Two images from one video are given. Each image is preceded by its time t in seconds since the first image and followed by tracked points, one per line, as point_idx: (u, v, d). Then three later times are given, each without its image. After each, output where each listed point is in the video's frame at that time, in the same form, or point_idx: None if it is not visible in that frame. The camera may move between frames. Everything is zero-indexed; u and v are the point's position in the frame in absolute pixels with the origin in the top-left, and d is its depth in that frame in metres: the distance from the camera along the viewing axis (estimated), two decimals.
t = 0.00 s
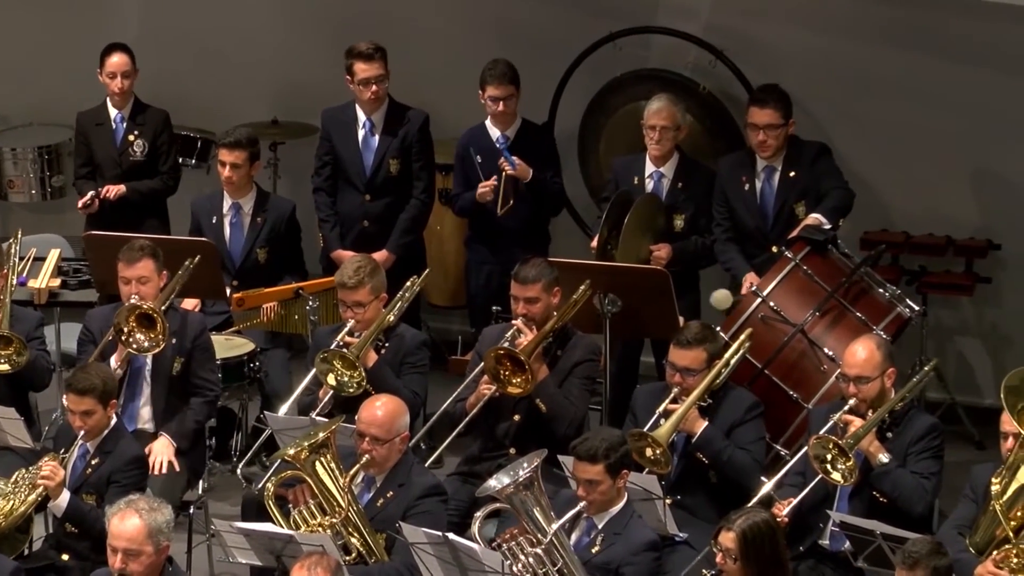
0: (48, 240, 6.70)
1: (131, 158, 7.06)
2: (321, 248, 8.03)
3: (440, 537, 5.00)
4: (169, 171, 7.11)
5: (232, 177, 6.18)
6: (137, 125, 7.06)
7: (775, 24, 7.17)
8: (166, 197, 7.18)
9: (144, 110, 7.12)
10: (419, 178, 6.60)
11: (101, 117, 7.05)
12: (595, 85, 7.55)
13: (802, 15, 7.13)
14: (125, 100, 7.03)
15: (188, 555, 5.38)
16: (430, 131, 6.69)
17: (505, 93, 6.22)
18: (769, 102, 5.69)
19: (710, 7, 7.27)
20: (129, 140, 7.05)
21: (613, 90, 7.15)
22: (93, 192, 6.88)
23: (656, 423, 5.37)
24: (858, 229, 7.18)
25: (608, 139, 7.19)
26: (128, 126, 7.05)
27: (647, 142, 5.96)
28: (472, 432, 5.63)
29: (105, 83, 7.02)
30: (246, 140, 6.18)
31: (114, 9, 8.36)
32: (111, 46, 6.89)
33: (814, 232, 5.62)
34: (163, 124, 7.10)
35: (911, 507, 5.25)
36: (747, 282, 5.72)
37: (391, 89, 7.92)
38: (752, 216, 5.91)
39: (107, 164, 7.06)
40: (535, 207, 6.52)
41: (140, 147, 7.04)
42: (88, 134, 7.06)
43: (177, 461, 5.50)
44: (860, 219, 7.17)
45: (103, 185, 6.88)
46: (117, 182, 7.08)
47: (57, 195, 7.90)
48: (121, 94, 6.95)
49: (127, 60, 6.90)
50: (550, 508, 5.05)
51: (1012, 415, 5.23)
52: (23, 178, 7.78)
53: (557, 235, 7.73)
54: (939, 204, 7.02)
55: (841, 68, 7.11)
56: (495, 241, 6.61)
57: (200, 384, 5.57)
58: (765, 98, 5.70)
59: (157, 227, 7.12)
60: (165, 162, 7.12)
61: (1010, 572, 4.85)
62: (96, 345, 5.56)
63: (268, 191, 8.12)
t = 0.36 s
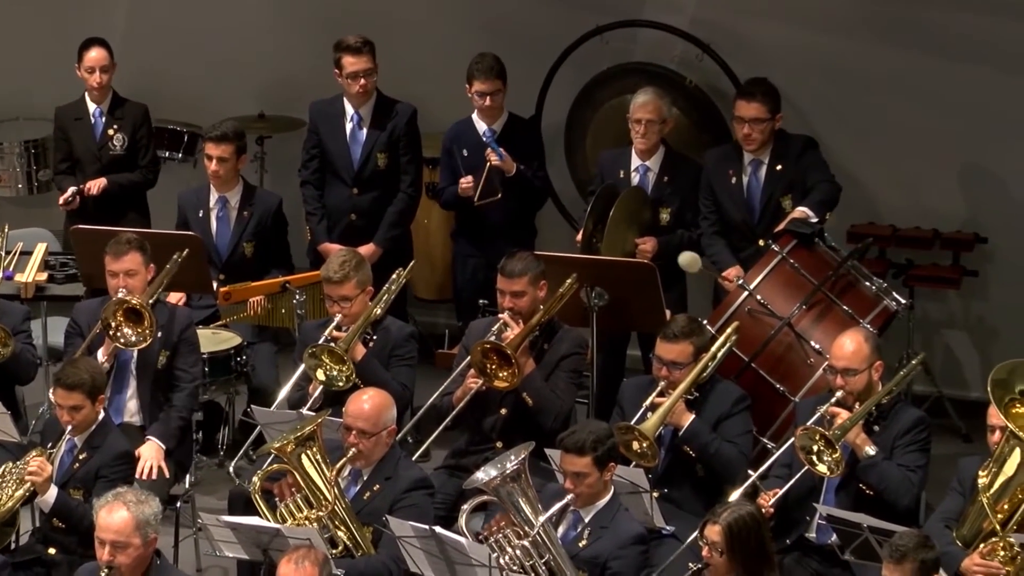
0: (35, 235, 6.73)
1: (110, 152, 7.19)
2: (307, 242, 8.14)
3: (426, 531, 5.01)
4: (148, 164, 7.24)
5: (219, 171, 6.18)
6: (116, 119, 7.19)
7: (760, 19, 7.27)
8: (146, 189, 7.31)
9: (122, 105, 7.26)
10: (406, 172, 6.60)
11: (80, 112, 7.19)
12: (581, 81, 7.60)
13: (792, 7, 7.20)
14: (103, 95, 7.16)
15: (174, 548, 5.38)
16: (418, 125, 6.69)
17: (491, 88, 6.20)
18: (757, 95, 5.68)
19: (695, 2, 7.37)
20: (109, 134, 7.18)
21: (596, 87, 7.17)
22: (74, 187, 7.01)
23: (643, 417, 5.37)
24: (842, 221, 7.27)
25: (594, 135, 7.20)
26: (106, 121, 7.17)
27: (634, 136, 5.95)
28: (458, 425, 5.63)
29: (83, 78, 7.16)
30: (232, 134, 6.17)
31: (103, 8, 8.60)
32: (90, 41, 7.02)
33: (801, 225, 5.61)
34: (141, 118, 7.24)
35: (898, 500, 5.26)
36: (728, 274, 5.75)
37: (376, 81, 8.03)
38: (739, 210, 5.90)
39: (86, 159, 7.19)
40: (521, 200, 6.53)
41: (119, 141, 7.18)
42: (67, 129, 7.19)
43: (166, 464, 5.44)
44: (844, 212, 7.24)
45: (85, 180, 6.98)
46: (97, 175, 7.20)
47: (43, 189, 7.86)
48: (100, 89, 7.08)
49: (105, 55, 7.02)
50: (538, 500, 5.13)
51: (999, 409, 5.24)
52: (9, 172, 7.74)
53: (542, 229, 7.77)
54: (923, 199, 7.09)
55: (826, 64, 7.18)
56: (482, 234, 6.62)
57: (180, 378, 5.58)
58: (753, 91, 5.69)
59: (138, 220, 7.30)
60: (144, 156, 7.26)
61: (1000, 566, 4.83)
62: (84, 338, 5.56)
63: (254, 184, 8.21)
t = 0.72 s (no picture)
0: (10, 223, 6.73)
1: (84, 139, 7.31)
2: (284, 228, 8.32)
3: (404, 516, 5.12)
4: (122, 150, 7.37)
5: (194, 158, 6.22)
6: (88, 106, 7.31)
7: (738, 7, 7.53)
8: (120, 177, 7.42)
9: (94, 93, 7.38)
10: (384, 159, 6.58)
11: (52, 100, 7.29)
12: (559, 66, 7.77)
13: None
14: (75, 83, 7.29)
15: (150, 536, 5.38)
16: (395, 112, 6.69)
17: (466, 80, 6.20)
18: (733, 82, 5.68)
19: None
20: (82, 122, 7.29)
21: (573, 74, 7.23)
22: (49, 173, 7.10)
23: (619, 403, 5.39)
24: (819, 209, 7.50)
25: (569, 122, 7.27)
26: (79, 108, 7.29)
27: (608, 123, 5.95)
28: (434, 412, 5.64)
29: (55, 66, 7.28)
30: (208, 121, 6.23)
31: None
32: (60, 29, 7.15)
33: (776, 212, 5.61)
34: (114, 106, 7.37)
35: (874, 486, 5.26)
36: (708, 260, 5.73)
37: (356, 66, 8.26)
38: (715, 196, 5.90)
39: (60, 147, 7.29)
40: (498, 184, 6.49)
41: (92, 128, 7.29)
42: (39, 117, 7.30)
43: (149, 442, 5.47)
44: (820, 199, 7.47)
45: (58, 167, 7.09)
46: (72, 163, 7.31)
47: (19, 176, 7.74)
48: (72, 76, 7.21)
49: (76, 42, 7.16)
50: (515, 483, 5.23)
51: (973, 395, 5.28)
52: None
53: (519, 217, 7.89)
54: (898, 185, 7.33)
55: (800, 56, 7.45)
56: (460, 221, 6.59)
57: (168, 361, 5.61)
58: (730, 77, 5.69)
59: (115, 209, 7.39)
60: (117, 143, 7.38)
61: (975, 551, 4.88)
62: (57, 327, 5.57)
63: (230, 171, 8.41)
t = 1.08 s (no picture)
0: None
1: (59, 127, 7.37)
2: (259, 215, 8.45)
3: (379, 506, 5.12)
4: (97, 138, 7.43)
5: (169, 146, 6.28)
6: (63, 94, 7.38)
7: None
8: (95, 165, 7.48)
9: (68, 81, 7.44)
10: (359, 147, 6.58)
11: (27, 89, 7.35)
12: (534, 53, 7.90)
13: None
14: (50, 71, 7.35)
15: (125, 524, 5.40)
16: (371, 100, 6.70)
17: (439, 69, 6.20)
18: (710, 69, 5.67)
19: None
20: (57, 109, 7.36)
21: (551, 60, 7.59)
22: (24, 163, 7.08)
23: (594, 390, 5.40)
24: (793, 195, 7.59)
25: (545, 107, 7.62)
26: (54, 96, 7.36)
27: (584, 111, 5.94)
28: (409, 400, 5.63)
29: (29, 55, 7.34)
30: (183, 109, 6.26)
31: None
32: (34, 17, 7.23)
33: (752, 199, 5.63)
34: (89, 94, 7.43)
35: (849, 473, 5.27)
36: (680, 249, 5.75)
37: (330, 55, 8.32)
38: (691, 182, 5.91)
39: (35, 135, 7.36)
40: (474, 172, 6.53)
41: (67, 116, 7.36)
42: (14, 106, 7.35)
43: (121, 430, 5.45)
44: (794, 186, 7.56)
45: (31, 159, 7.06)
46: (48, 151, 7.38)
47: None
48: (46, 63, 7.27)
49: (50, 30, 7.23)
50: (490, 471, 5.24)
51: (948, 382, 5.32)
52: None
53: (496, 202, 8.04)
54: (875, 172, 7.41)
55: (779, 42, 7.50)
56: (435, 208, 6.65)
57: (145, 350, 5.63)
58: (707, 65, 5.68)
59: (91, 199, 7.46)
60: (92, 130, 7.44)
61: (948, 538, 5.02)
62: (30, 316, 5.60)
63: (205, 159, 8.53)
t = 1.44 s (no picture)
0: None
1: (27, 115, 7.43)
2: (227, 203, 8.50)
3: (347, 494, 5.13)
4: (66, 126, 7.49)
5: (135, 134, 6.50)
6: (31, 82, 7.43)
7: None
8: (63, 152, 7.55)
9: (36, 69, 7.50)
10: (326, 134, 6.86)
11: None
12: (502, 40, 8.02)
13: None
14: (18, 59, 7.40)
15: (92, 512, 5.40)
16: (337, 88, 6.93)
17: (408, 57, 6.33)
18: (675, 57, 5.72)
19: None
20: (25, 97, 7.42)
21: (518, 47, 7.69)
22: None
23: (561, 376, 5.42)
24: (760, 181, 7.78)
25: (513, 93, 7.73)
26: (22, 84, 7.41)
27: (551, 98, 6.04)
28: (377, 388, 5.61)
29: None
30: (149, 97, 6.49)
31: None
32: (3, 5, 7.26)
33: (719, 186, 5.64)
34: (57, 82, 7.49)
35: (816, 459, 5.28)
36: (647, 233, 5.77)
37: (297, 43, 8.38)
38: (659, 169, 5.95)
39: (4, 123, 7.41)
40: (432, 161, 6.68)
41: (35, 104, 7.42)
42: None
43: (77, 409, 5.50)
44: (762, 173, 7.76)
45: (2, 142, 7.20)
46: (16, 138, 7.43)
47: None
48: (15, 51, 7.32)
49: (19, 18, 7.27)
50: (458, 460, 5.24)
51: (915, 368, 5.41)
52: None
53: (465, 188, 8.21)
54: (841, 159, 7.61)
55: (750, 30, 7.66)
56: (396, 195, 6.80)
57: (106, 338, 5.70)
58: (672, 53, 5.72)
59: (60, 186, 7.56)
60: (60, 118, 7.51)
61: (916, 524, 5.25)
62: None
63: (171, 146, 8.72)
